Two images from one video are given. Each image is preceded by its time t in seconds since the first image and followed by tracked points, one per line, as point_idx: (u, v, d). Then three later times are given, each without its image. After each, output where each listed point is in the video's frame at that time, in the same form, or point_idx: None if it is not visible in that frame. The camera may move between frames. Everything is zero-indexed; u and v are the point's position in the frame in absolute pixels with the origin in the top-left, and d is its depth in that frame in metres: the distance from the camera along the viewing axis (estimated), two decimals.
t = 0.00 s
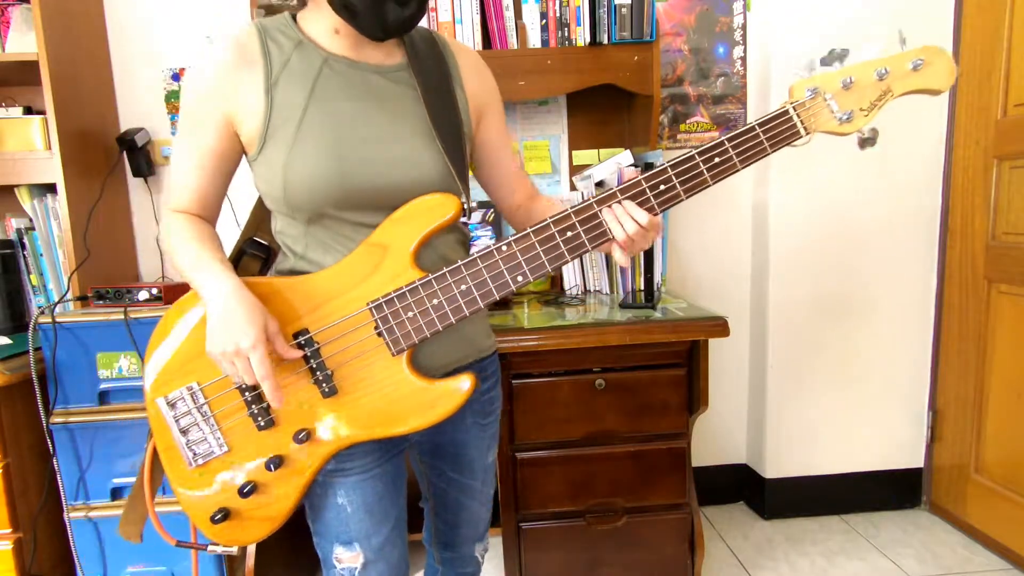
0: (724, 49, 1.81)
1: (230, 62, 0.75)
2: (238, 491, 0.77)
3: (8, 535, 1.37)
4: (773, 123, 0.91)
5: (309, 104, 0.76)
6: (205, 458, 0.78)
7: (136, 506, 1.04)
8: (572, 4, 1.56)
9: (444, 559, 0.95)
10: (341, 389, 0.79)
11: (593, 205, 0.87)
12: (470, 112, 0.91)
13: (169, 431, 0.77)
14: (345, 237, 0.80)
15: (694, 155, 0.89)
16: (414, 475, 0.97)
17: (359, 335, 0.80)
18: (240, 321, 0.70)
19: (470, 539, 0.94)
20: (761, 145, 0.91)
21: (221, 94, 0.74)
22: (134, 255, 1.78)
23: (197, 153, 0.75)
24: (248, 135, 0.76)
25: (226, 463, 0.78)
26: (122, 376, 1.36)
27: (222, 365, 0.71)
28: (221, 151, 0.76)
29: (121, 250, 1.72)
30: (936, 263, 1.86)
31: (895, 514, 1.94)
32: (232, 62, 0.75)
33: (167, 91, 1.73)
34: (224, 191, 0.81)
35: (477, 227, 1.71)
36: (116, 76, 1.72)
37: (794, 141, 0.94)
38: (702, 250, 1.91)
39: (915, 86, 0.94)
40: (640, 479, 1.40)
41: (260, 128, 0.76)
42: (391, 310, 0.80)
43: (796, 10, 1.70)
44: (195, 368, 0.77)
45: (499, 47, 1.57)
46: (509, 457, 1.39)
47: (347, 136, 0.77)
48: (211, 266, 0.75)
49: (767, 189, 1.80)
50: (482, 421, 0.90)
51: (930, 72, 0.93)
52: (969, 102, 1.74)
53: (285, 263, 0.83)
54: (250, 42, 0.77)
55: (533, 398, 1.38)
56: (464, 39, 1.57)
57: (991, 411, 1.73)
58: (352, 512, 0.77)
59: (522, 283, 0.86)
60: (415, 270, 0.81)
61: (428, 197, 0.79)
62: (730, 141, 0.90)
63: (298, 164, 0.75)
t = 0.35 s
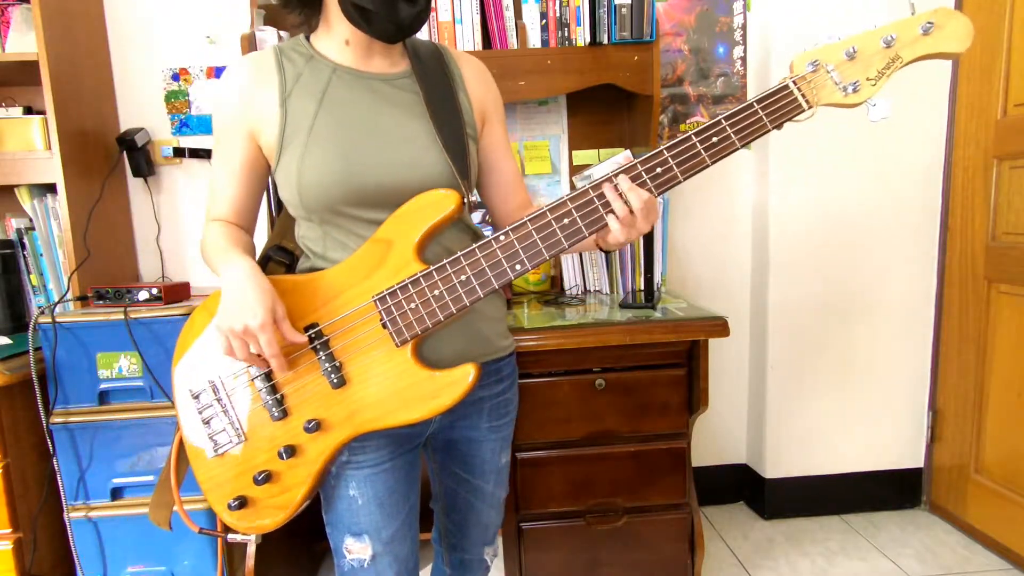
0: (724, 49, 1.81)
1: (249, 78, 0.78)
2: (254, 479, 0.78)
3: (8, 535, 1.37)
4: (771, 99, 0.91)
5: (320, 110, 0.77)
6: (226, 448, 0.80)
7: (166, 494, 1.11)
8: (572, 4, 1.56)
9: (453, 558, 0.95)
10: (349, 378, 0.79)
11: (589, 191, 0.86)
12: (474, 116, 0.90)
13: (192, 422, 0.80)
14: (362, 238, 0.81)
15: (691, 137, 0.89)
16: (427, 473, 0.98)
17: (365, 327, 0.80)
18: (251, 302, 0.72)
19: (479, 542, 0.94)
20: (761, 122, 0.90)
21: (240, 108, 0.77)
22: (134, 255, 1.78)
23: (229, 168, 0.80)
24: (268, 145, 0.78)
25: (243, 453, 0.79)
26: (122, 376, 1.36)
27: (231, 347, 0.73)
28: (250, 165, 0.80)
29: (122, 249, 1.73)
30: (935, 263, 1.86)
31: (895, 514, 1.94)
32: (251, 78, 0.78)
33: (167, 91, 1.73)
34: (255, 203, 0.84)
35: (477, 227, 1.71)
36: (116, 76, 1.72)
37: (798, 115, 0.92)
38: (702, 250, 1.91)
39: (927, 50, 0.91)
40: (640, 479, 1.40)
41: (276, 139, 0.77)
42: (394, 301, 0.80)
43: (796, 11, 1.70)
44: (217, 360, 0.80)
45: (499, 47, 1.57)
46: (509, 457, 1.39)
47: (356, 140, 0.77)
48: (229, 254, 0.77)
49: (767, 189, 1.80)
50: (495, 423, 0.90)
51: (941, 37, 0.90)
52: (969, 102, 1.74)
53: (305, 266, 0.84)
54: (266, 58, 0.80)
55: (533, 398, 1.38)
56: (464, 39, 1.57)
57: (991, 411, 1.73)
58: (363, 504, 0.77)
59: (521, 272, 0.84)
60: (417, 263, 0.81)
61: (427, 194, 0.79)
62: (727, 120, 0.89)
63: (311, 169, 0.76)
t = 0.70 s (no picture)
0: (724, 49, 1.81)
1: (252, 71, 0.77)
2: (256, 480, 0.77)
3: (8, 535, 1.37)
4: (758, 108, 0.94)
5: (325, 107, 0.77)
6: (225, 448, 0.79)
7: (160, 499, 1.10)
8: (572, 4, 1.56)
9: (451, 558, 0.96)
10: (353, 376, 0.79)
11: (590, 192, 0.87)
12: (477, 118, 0.91)
13: (190, 423, 0.78)
14: (364, 236, 0.81)
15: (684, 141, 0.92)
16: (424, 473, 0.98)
17: (368, 325, 0.80)
18: (261, 307, 0.71)
19: (477, 541, 0.94)
20: (748, 130, 0.94)
21: (242, 101, 0.76)
22: (134, 255, 1.78)
23: (222, 158, 0.77)
24: (269, 139, 0.78)
25: (243, 453, 0.78)
26: (122, 376, 1.36)
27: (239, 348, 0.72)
28: (245, 155, 0.78)
29: (121, 249, 1.72)
30: (935, 263, 1.86)
31: (895, 514, 1.94)
32: (255, 72, 0.77)
33: (167, 91, 1.73)
34: (240, 195, 0.82)
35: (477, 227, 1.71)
36: (116, 76, 1.72)
37: (781, 124, 0.97)
38: (702, 249, 1.91)
39: (896, 68, 0.97)
40: (640, 479, 1.40)
41: (280, 134, 0.77)
42: (400, 299, 0.80)
43: (796, 11, 1.70)
44: (214, 361, 0.78)
45: (499, 48, 1.57)
46: (509, 457, 1.39)
47: (361, 137, 0.77)
48: (228, 256, 0.76)
49: (767, 189, 1.80)
50: (493, 422, 0.90)
51: (907, 55, 0.96)
52: (969, 102, 1.74)
53: (304, 263, 0.83)
54: (271, 53, 0.80)
55: (533, 398, 1.38)
56: (464, 39, 1.57)
57: (991, 411, 1.74)
58: (360, 505, 0.78)
59: (526, 269, 0.85)
60: (421, 259, 0.80)
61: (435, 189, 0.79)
62: (718, 127, 0.93)
63: (315, 165, 0.76)
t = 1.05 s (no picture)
0: (724, 49, 1.81)
1: (259, 61, 0.76)
2: (250, 485, 0.76)
3: (8, 535, 1.37)
4: (758, 124, 0.95)
5: (333, 104, 0.77)
6: (216, 452, 0.76)
7: (144, 504, 1.08)
8: (572, 4, 1.56)
9: (450, 560, 0.96)
10: (354, 379, 0.79)
11: (595, 199, 0.89)
12: (479, 122, 0.92)
13: (179, 425, 0.75)
14: (364, 235, 0.80)
15: (687, 153, 0.92)
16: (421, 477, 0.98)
17: (369, 326, 0.79)
18: (264, 307, 0.71)
19: (476, 542, 0.94)
20: (747, 144, 0.94)
21: (247, 91, 0.75)
22: (134, 255, 1.78)
23: (220, 147, 0.75)
24: (272, 132, 0.77)
25: (236, 457, 0.76)
26: (121, 376, 1.36)
27: (239, 348, 0.71)
28: (245, 146, 0.77)
29: (121, 249, 1.72)
30: (935, 263, 1.86)
31: (895, 514, 1.94)
32: (261, 61, 0.76)
33: (167, 91, 1.73)
34: (238, 189, 0.80)
35: (477, 227, 1.71)
36: (116, 77, 1.72)
37: (777, 141, 0.98)
38: (702, 249, 1.91)
39: (884, 93, 0.99)
40: (640, 479, 1.40)
41: (284, 125, 0.76)
42: (404, 301, 0.80)
43: (796, 11, 1.70)
44: (204, 361, 0.76)
45: (499, 48, 1.57)
46: (509, 457, 1.39)
47: (369, 136, 0.77)
48: (224, 248, 0.74)
49: (767, 189, 1.80)
50: (490, 421, 0.90)
51: (895, 81, 0.99)
52: (969, 102, 1.74)
53: (300, 260, 0.83)
54: (279, 43, 0.79)
55: (533, 398, 1.38)
56: (464, 39, 1.57)
57: (991, 411, 1.73)
58: (361, 511, 0.78)
59: (531, 274, 0.86)
60: (426, 262, 0.81)
61: (440, 192, 0.80)
62: (720, 141, 0.93)
63: (320, 162, 0.76)
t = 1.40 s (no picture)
0: (724, 49, 1.81)
1: (252, 55, 0.76)
2: (244, 490, 0.76)
3: (8, 535, 1.37)
4: (761, 128, 0.95)
5: (328, 100, 0.77)
6: (207, 455, 0.76)
7: (135, 509, 1.09)
8: (572, 4, 1.56)
9: (449, 561, 0.96)
10: (350, 383, 0.79)
11: (597, 203, 0.89)
12: (478, 117, 0.91)
13: (170, 430, 0.75)
14: (359, 233, 0.80)
15: (689, 158, 0.93)
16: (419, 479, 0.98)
17: (366, 330, 0.80)
18: (247, 322, 0.69)
19: (475, 543, 0.94)
20: (750, 149, 0.94)
21: (239, 86, 0.75)
22: (134, 255, 1.78)
23: (208, 143, 0.75)
24: (265, 127, 0.77)
25: (229, 461, 0.76)
26: (122, 376, 1.36)
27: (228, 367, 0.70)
28: (236, 142, 0.76)
29: (121, 249, 1.72)
30: (935, 263, 1.86)
31: (895, 514, 1.94)
32: (254, 56, 0.76)
33: (167, 91, 1.73)
34: (228, 185, 0.79)
35: (477, 227, 1.71)
36: (116, 77, 1.72)
37: (780, 147, 0.98)
38: (702, 250, 1.91)
39: (885, 100, 1.00)
40: (640, 480, 1.40)
41: (277, 120, 0.76)
42: (402, 304, 0.80)
43: (796, 11, 1.70)
44: (194, 364, 0.76)
45: (499, 47, 1.57)
46: (509, 457, 1.39)
47: (363, 132, 0.77)
48: (210, 260, 0.73)
49: (767, 189, 1.80)
50: (488, 423, 0.91)
51: (897, 88, 0.99)
52: (969, 102, 1.74)
53: (294, 260, 0.83)
54: (272, 37, 0.78)
55: (533, 398, 1.38)
56: (465, 39, 1.57)
57: (991, 411, 1.73)
58: (360, 515, 0.78)
59: (531, 278, 0.86)
60: (423, 264, 0.81)
61: (437, 193, 0.80)
62: (722, 145, 0.93)
63: (314, 159, 0.76)
